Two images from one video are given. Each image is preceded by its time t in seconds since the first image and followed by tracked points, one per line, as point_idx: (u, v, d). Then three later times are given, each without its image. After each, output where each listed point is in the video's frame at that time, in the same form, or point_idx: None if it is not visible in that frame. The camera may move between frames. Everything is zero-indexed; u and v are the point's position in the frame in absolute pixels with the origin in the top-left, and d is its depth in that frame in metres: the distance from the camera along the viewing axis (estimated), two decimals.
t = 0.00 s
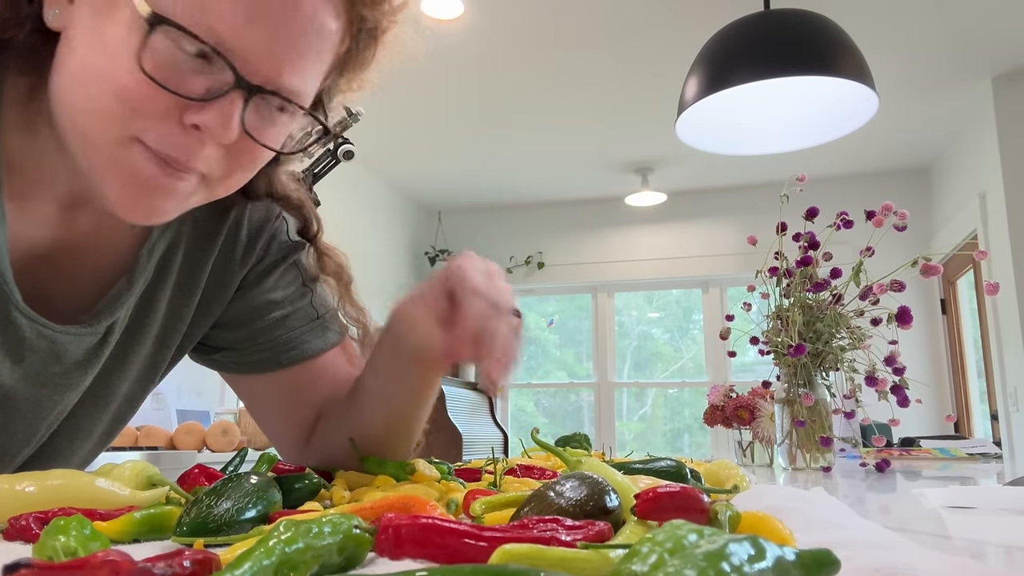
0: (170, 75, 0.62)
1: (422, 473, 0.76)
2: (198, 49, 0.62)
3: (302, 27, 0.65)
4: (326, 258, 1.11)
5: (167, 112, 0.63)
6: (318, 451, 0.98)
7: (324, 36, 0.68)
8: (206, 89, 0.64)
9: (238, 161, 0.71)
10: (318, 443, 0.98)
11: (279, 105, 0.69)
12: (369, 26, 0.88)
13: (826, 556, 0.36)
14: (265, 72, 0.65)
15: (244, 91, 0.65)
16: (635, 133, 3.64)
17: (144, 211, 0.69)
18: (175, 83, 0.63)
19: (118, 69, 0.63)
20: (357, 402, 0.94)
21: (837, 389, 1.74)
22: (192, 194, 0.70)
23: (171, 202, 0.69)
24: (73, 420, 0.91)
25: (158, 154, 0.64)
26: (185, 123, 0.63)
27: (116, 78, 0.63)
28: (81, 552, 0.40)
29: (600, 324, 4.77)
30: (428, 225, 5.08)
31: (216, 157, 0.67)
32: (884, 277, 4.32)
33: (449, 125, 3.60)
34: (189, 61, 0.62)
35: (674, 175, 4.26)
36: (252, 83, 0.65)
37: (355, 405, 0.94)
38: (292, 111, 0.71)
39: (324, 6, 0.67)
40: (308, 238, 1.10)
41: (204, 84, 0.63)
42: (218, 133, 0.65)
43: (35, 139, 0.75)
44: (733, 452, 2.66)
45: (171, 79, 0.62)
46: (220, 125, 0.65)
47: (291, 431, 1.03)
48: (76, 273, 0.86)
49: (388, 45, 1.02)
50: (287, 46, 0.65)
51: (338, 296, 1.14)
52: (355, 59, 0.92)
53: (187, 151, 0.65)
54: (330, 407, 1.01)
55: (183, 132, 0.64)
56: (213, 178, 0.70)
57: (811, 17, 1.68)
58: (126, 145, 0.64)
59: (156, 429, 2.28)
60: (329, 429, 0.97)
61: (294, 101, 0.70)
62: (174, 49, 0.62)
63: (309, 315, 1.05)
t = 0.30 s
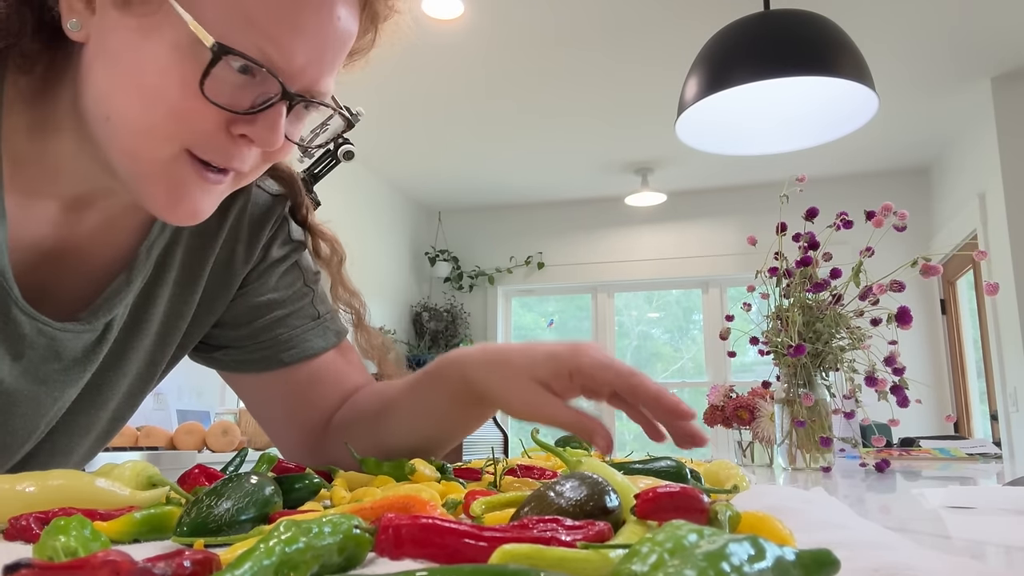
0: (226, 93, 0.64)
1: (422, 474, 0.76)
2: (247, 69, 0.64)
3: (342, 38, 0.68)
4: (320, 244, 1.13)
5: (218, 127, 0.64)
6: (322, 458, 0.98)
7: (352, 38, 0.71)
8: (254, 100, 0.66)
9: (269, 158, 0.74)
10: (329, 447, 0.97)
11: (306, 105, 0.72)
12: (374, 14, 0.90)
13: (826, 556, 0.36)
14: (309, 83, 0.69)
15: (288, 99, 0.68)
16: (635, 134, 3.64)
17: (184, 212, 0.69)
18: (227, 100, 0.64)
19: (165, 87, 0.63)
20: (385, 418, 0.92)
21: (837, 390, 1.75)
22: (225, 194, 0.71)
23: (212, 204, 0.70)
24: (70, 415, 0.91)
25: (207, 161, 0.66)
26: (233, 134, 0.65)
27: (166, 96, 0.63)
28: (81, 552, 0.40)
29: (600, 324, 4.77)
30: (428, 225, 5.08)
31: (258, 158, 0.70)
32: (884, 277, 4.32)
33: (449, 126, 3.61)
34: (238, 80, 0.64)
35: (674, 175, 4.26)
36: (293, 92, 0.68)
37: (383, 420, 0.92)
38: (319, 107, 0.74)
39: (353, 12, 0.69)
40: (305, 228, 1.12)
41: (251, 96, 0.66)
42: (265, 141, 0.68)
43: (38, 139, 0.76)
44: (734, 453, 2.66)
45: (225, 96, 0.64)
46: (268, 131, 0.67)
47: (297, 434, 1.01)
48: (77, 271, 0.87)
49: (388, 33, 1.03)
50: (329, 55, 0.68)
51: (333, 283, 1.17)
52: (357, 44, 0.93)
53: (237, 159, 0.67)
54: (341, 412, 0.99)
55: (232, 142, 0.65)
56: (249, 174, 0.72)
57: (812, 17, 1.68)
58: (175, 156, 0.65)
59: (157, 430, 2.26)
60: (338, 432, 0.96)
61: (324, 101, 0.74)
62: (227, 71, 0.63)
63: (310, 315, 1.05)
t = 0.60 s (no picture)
0: (220, 90, 0.64)
1: (422, 475, 0.76)
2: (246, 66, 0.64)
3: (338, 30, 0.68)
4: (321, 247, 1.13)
5: (215, 123, 0.64)
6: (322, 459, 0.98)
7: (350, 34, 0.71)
8: (250, 96, 0.66)
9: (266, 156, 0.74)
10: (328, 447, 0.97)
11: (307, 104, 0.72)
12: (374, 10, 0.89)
13: (826, 558, 0.36)
14: (307, 79, 0.68)
15: (285, 97, 0.68)
16: (635, 135, 3.64)
17: (184, 210, 0.69)
18: (221, 96, 0.64)
19: (159, 83, 0.62)
20: (387, 420, 0.92)
21: (837, 391, 1.74)
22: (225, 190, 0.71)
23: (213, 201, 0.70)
24: (72, 414, 0.91)
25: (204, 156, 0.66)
26: (231, 131, 0.65)
27: (157, 89, 0.62)
28: (81, 553, 0.40)
29: (600, 325, 4.76)
30: (428, 226, 5.08)
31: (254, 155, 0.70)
32: (884, 278, 4.32)
33: (450, 127, 3.61)
34: (236, 78, 0.64)
35: (674, 176, 4.26)
36: (290, 89, 0.68)
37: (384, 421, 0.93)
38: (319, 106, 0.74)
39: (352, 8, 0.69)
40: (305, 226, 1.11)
41: (249, 93, 0.66)
42: (264, 138, 0.68)
43: (39, 138, 0.76)
44: (734, 454, 2.66)
45: (221, 92, 0.64)
46: (266, 127, 0.68)
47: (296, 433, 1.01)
48: (80, 271, 0.87)
49: (389, 31, 1.03)
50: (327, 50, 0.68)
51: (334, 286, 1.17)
52: (360, 43, 0.93)
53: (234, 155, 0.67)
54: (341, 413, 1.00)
55: (230, 138, 0.65)
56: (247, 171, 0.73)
57: (812, 18, 1.68)
58: (171, 151, 0.65)
59: (157, 431, 2.26)
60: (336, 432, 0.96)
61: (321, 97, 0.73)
62: (225, 70, 0.63)
63: (310, 316, 1.04)
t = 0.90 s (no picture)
0: (151, 54, 0.63)
1: (422, 475, 0.76)
2: (178, 27, 0.63)
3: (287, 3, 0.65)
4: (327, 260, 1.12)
5: (149, 90, 0.63)
6: (319, 457, 0.98)
7: (310, 16, 0.68)
8: (189, 66, 0.64)
9: (231, 149, 0.71)
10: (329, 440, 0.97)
11: (263, 84, 0.69)
12: (371, 15, 0.89)
13: (826, 558, 0.36)
14: (246, 49, 0.65)
15: (226, 69, 0.65)
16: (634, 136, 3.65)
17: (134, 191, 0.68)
18: (154, 61, 0.63)
19: (104, 53, 0.63)
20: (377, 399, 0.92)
21: (837, 391, 1.75)
22: (182, 176, 0.69)
23: (167, 183, 0.69)
24: (74, 416, 0.91)
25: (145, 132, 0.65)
26: (167, 102, 0.64)
27: (98, 55, 0.64)
28: (81, 554, 0.40)
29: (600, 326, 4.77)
30: (428, 227, 5.08)
31: (203, 139, 0.68)
32: (884, 279, 4.32)
33: (450, 127, 3.61)
34: (170, 38, 0.63)
35: (674, 177, 4.27)
36: (234, 63, 0.66)
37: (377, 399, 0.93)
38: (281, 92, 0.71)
39: None
40: (311, 240, 1.11)
41: (187, 62, 0.64)
42: (201, 114, 0.65)
43: (35, 136, 0.75)
44: (734, 455, 2.66)
45: (155, 58, 0.63)
46: (202, 103, 0.65)
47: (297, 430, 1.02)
48: (81, 272, 0.87)
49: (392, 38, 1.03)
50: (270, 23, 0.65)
51: (338, 295, 1.15)
52: (360, 51, 0.93)
53: (171, 129, 0.65)
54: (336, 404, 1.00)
55: (166, 110, 0.64)
56: (207, 161, 0.70)
57: (812, 19, 1.68)
58: (113, 126, 0.65)
59: (157, 432, 2.27)
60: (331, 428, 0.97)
61: (277, 79, 0.70)
62: (156, 27, 0.63)
63: (310, 317, 1.04)
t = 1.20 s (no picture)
0: (113, 44, 0.65)
1: (422, 476, 0.75)
2: (143, 18, 0.66)
3: None
4: (330, 265, 1.10)
5: (110, 81, 0.65)
6: (316, 455, 0.98)
7: (280, 14, 0.70)
8: (151, 59, 0.66)
9: (196, 151, 0.70)
10: (319, 435, 0.98)
11: (231, 82, 0.70)
12: (354, 15, 0.88)
13: (827, 559, 0.36)
14: (207, 42, 0.67)
15: (184, 61, 0.67)
16: (634, 136, 3.65)
17: (99, 190, 0.67)
18: (117, 52, 0.66)
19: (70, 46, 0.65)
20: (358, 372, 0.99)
21: (838, 391, 1.74)
22: (150, 176, 0.68)
23: (123, 188, 0.68)
24: (73, 420, 0.91)
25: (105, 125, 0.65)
26: (126, 93, 0.64)
27: (64, 45, 0.65)
28: (79, 555, 0.40)
29: (600, 327, 4.76)
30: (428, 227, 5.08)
31: (163, 138, 0.67)
32: (885, 279, 4.32)
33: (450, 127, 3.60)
34: (132, 28, 0.66)
35: (675, 177, 4.26)
36: (194, 54, 0.67)
37: (359, 369, 0.99)
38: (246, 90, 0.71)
39: None
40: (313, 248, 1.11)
41: (149, 53, 0.66)
42: (158, 108, 0.65)
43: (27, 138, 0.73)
44: (733, 455, 2.66)
45: (116, 48, 0.65)
46: (157, 96, 0.65)
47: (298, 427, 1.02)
48: (78, 274, 0.87)
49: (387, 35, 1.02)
50: (236, 18, 0.67)
51: (342, 298, 1.13)
52: (353, 57, 0.92)
53: (128, 124, 0.65)
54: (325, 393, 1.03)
55: (126, 103, 0.65)
56: (167, 167, 0.69)
57: (811, 18, 1.68)
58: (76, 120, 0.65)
59: (156, 432, 2.27)
60: (329, 427, 0.97)
61: (245, 78, 0.71)
62: (118, 16, 0.66)
63: (311, 317, 1.04)
